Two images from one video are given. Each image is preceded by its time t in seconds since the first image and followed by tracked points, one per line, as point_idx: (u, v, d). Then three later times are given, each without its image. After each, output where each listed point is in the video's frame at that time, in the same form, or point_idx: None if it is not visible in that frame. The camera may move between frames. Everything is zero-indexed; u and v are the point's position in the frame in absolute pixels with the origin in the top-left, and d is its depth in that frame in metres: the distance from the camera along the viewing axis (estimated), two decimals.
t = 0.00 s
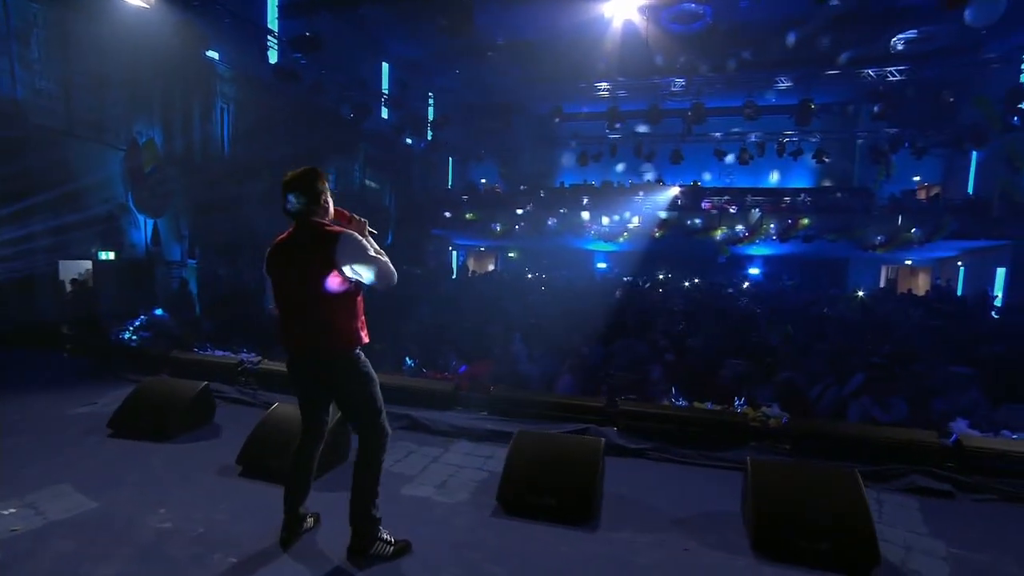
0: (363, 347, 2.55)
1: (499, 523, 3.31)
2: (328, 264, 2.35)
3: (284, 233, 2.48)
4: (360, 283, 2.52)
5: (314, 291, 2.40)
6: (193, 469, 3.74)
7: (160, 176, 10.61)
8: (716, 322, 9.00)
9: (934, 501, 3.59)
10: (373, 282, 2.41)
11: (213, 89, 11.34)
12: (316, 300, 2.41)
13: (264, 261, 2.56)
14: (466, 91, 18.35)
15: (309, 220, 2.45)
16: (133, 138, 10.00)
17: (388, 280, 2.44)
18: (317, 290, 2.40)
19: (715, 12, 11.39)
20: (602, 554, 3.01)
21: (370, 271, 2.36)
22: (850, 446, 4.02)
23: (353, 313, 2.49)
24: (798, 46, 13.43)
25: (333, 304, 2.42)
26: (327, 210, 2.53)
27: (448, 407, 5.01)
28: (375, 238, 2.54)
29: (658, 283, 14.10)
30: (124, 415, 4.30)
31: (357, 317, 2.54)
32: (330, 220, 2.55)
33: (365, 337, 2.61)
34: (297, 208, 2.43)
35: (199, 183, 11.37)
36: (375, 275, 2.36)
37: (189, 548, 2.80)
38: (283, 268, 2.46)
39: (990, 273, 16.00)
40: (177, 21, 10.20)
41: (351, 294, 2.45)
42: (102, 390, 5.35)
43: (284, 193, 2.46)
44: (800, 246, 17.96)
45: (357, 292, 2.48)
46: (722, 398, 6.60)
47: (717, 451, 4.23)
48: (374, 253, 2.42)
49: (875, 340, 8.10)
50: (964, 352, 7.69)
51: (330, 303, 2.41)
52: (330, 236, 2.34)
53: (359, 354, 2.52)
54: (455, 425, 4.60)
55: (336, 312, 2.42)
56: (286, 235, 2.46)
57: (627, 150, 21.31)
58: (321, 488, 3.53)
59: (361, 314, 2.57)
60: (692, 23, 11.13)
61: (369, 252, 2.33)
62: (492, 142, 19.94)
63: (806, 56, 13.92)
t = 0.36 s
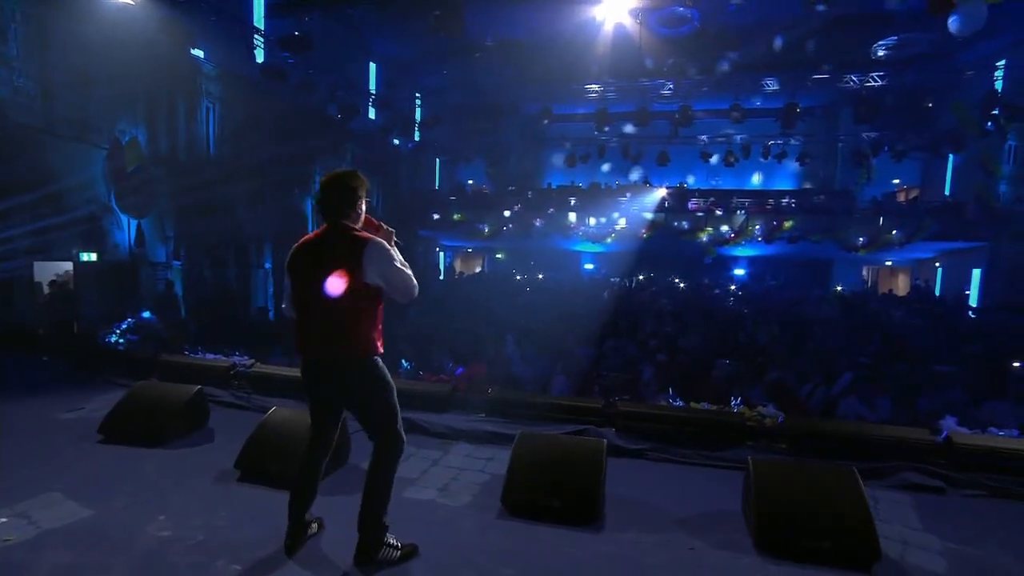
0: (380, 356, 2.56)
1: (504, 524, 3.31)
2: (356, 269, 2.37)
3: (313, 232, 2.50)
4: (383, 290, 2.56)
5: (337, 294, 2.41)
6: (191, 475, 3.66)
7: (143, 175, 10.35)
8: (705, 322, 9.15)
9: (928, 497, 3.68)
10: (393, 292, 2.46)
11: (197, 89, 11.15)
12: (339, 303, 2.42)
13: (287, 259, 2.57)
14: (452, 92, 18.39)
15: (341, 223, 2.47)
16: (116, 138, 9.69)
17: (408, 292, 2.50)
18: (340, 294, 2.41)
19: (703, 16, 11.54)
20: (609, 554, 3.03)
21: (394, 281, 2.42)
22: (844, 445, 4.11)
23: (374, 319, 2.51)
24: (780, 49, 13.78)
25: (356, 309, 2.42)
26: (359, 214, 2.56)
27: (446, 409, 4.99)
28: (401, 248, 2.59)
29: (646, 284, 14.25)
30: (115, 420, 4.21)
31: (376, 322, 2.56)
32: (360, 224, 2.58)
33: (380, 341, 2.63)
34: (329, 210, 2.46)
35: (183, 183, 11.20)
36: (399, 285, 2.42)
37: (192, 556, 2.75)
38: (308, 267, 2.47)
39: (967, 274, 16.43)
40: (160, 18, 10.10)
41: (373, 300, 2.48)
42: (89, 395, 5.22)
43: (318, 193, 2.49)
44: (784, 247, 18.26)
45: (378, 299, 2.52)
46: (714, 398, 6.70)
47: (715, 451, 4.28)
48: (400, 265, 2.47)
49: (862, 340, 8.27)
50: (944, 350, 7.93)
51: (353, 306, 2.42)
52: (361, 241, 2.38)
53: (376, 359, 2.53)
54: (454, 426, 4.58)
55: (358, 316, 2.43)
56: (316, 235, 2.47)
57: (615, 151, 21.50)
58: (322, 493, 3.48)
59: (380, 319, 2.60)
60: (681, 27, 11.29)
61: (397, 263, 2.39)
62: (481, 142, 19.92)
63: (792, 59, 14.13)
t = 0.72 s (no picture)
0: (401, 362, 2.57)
1: (508, 527, 3.32)
2: (391, 275, 2.42)
3: (351, 234, 2.54)
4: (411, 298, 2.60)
5: (369, 298, 2.44)
6: (187, 482, 3.60)
7: (126, 177, 10.05)
8: (693, 325, 9.29)
9: (919, 495, 3.78)
10: (421, 302, 2.50)
11: (181, 89, 11.07)
12: (370, 306, 2.45)
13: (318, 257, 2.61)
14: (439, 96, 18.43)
15: (379, 229, 2.52)
16: (99, 138, 9.35)
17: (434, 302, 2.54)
18: (372, 298, 2.44)
19: (688, 22, 11.80)
20: (615, 554, 3.06)
21: (425, 290, 2.47)
22: (838, 445, 4.20)
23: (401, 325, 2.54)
24: (763, 57, 14.06)
25: (386, 312, 2.45)
26: (396, 222, 2.61)
27: (443, 413, 4.98)
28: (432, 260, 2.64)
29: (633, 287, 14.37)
30: (104, 428, 4.09)
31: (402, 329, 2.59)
32: (395, 231, 2.64)
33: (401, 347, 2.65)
34: (367, 214, 2.52)
35: (167, 186, 10.99)
36: (428, 295, 2.47)
37: (196, 564, 2.70)
38: (341, 268, 2.50)
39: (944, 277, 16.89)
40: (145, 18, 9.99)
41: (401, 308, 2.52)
42: (75, 403, 5.09)
43: (360, 196, 2.54)
44: (767, 251, 18.57)
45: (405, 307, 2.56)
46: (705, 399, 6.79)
47: (712, 452, 4.34)
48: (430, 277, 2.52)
49: (846, 341, 8.48)
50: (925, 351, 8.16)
51: (383, 311, 2.44)
52: (398, 248, 2.43)
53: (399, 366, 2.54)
54: (452, 431, 4.57)
55: (387, 321, 2.46)
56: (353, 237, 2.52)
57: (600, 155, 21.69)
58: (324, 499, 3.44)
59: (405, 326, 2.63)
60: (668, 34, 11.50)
61: (430, 272, 2.45)
62: (468, 146, 19.95)
63: (775, 66, 14.48)
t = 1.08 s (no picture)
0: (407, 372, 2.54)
1: (513, 532, 3.31)
2: (402, 283, 2.40)
3: (362, 241, 2.53)
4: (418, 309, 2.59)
5: (378, 305, 2.41)
6: (183, 494, 3.51)
7: (105, 181, 9.73)
8: (682, 327, 9.40)
9: (912, 493, 3.87)
10: (428, 312, 2.48)
11: (163, 93, 10.74)
12: (378, 313, 2.42)
13: (328, 262, 2.60)
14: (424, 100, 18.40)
15: (392, 238, 2.52)
16: (78, 142, 9.03)
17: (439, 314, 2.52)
18: (382, 306, 2.42)
19: (672, 28, 11.97)
20: (621, 558, 3.07)
21: (434, 301, 2.46)
22: (831, 445, 4.27)
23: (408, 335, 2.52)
24: (746, 63, 14.31)
25: (395, 320, 2.43)
26: (407, 232, 2.62)
27: (439, 419, 4.96)
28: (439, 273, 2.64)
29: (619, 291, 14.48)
30: (92, 439, 3.96)
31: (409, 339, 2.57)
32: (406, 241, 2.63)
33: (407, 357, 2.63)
34: (381, 222, 2.51)
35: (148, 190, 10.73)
36: (436, 306, 2.45)
37: None
38: (351, 274, 2.48)
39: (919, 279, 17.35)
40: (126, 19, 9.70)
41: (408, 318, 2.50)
42: (57, 413, 4.92)
43: (375, 205, 2.55)
44: (750, 254, 18.87)
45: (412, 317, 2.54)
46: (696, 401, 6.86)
47: (709, 454, 4.38)
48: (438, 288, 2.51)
49: (830, 343, 8.66)
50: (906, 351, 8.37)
51: (392, 319, 2.42)
52: (411, 257, 2.42)
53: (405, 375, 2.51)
54: (450, 436, 4.55)
55: (396, 330, 2.44)
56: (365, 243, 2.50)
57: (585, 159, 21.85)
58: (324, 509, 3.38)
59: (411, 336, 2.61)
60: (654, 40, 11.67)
61: (440, 283, 2.44)
62: (454, 151, 19.93)
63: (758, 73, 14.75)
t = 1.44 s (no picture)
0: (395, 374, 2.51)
1: (516, 539, 3.27)
2: (384, 284, 2.36)
3: (339, 243, 2.46)
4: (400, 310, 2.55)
5: (361, 307, 2.37)
6: (176, 506, 3.41)
7: (87, 185, 9.41)
8: (673, 331, 9.47)
9: (907, 493, 3.92)
10: (412, 312, 2.45)
11: (148, 95, 10.66)
12: (362, 316, 2.38)
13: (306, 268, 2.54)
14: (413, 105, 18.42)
15: (369, 239, 2.46)
16: (61, 143, 8.75)
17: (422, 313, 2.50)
18: (365, 308, 2.37)
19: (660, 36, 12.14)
20: (627, 564, 3.05)
21: (417, 301, 2.43)
22: (826, 447, 4.32)
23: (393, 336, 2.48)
24: (732, 71, 14.55)
25: (380, 322, 2.40)
26: (384, 233, 2.57)
27: (435, 425, 4.91)
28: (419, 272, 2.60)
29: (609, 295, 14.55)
30: (79, 450, 3.84)
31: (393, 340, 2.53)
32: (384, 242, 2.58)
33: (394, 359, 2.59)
34: (357, 224, 2.46)
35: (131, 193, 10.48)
36: (419, 305, 2.42)
37: None
38: (330, 278, 2.41)
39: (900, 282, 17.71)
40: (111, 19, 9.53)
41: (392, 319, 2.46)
42: (38, 425, 4.76)
43: (349, 207, 2.49)
44: (736, 258, 19.11)
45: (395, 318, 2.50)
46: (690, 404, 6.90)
47: (706, 458, 4.39)
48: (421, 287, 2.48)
49: (818, 345, 8.79)
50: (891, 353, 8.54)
51: (375, 320, 2.38)
52: (392, 257, 2.38)
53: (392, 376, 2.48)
54: (448, 443, 4.50)
55: (380, 332, 2.40)
56: (342, 246, 2.44)
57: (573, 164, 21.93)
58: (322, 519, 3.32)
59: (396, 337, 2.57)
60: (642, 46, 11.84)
61: (424, 283, 2.41)
62: (442, 155, 19.93)
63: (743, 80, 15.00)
